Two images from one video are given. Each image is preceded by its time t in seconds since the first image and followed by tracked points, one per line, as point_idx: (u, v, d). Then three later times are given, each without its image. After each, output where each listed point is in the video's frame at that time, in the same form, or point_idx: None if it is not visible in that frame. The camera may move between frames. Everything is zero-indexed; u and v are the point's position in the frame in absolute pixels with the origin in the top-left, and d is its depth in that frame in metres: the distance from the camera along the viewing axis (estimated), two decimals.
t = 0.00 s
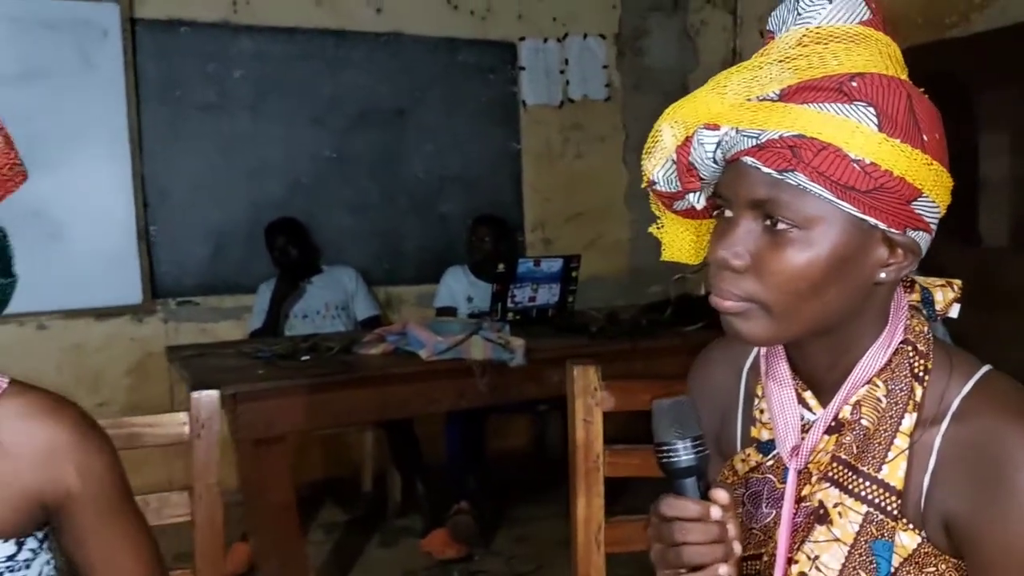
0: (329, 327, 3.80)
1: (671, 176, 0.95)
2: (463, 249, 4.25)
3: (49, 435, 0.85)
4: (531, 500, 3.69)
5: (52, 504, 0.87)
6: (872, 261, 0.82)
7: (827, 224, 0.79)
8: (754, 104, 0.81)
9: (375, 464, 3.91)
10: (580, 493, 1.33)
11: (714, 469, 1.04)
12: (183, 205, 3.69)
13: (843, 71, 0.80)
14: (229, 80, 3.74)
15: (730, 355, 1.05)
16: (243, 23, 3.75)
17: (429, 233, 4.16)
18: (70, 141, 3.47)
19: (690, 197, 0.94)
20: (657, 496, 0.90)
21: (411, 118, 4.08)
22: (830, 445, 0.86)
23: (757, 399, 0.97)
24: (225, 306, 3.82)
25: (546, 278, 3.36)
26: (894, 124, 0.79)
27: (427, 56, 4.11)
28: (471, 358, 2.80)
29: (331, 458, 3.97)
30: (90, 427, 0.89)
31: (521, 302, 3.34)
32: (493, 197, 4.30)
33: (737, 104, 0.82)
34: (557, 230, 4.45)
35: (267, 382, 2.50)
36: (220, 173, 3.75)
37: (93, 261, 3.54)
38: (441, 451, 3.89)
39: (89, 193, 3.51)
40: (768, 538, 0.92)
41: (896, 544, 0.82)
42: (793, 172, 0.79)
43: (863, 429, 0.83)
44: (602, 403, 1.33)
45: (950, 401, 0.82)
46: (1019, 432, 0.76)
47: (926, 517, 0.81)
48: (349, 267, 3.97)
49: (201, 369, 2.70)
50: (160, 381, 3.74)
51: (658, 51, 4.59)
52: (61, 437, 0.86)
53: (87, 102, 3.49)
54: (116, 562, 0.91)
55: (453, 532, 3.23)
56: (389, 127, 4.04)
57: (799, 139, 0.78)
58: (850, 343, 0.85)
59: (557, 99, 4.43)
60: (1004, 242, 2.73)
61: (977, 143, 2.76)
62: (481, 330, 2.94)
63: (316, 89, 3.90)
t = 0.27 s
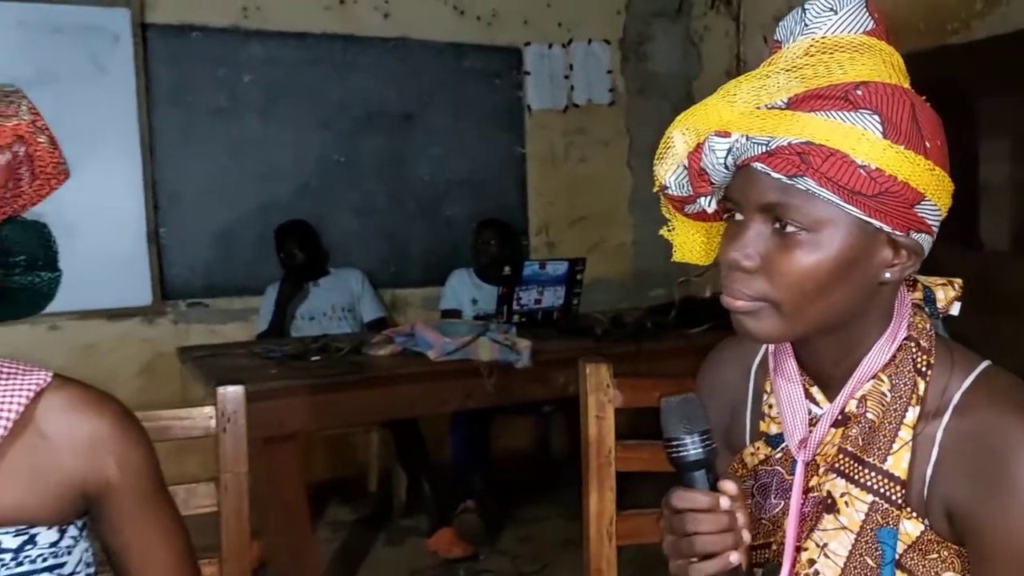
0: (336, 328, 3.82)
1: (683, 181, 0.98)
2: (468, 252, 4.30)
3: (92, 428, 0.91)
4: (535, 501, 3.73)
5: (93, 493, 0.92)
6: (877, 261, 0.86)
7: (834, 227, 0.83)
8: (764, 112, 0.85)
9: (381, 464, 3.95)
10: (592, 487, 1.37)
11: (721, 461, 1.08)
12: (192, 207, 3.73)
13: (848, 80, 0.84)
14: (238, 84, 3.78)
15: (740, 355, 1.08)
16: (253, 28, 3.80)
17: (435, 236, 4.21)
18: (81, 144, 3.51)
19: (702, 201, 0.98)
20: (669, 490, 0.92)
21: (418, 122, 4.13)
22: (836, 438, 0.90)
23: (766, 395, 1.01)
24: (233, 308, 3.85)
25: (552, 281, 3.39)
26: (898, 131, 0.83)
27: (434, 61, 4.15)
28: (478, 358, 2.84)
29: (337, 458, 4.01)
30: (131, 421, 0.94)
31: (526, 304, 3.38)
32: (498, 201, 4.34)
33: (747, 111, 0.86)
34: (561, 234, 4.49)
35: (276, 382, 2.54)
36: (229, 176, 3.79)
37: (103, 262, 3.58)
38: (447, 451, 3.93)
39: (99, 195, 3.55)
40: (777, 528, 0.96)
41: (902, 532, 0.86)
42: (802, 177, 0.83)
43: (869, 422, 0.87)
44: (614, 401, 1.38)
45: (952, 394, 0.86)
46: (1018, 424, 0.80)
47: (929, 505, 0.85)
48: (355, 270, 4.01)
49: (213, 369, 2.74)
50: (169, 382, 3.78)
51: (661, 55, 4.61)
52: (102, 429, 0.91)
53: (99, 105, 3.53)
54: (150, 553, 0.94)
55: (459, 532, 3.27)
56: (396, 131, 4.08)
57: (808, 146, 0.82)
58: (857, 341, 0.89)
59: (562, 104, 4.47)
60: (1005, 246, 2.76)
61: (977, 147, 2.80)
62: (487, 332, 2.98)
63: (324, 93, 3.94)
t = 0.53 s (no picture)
0: (342, 329, 3.85)
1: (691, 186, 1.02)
2: (473, 254, 4.33)
3: (128, 419, 0.95)
4: (539, 500, 3.77)
5: (128, 481, 0.96)
6: (878, 262, 0.90)
7: (837, 229, 0.87)
8: (770, 120, 0.89)
9: (386, 463, 3.99)
10: (601, 481, 1.43)
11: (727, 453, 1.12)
12: (200, 208, 3.77)
13: (850, 89, 0.88)
14: (246, 86, 3.83)
15: (746, 351, 1.11)
16: (261, 30, 3.85)
17: (439, 238, 4.25)
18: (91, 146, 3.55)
19: (710, 204, 1.02)
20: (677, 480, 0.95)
21: (423, 125, 4.17)
22: (839, 431, 0.94)
23: (770, 390, 1.05)
24: (240, 308, 3.89)
25: (556, 282, 3.43)
26: (898, 138, 0.87)
27: (439, 63, 4.19)
28: (485, 359, 2.89)
29: (343, 458, 4.04)
30: (163, 415, 0.98)
31: (531, 305, 3.42)
32: (503, 203, 4.38)
33: (754, 119, 0.90)
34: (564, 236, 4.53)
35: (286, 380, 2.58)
36: (237, 178, 3.83)
37: (112, 262, 3.62)
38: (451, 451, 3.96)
39: (108, 197, 3.59)
40: (781, 516, 1.01)
41: (900, 520, 0.89)
42: (806, 182, 0.86)
43: (869, 415, 0.91)
44: (622, 398, 1.43)
45: (948, 387, 0.90)
46: (1010, 416, 0.83)
47: (927, 494, 0.89)
48: (361, 271, 4.05)
49: (222, 369, 2.78)
50: (177, 381, 3.82)
51: (664, 58, 4.64)
52: (138, 421, 0.95)
53: (109, 107, 3.57)
54: (183, 535, 1.00)
55: (464, 530, 3.31)
56: (401, 133, 4.12)
57: (812, 152, 0.86)
58: (859, 338, 0.93)
59: (566, 106, 4.51)
60: (1004, 249, 2.79)
61: (976, 148, 2.84)
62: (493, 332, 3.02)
63: (331, 95, 3.98)
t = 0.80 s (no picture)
0: (351, 328, 3.89)
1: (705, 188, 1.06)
2: (479, 254, 4.37)
3: (163, 404, 1.00)
4: (544, 499, 3.79)
5: (163, 463, 1.01)
6: (885, 262, 0.93)
7: (845, 230, 0.91)
8: (781, 124, 0.92)
9: (392, 461, 4.02)
10: (612, 476, 1.47)
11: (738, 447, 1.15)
12: (210, 207, 3.81)
13: (858, 95, 0.91)
14: (257, 86, 3.86)
15: (757, 349, 1.14)
16: (270, 32, 3.88)
17: (447, 238, 4.28)
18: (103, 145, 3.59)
19: (722, 206, 1.05)
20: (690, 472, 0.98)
21: (431, 126, 4.20)
22: (847, 426, 0.97)
23: (780, 386, 1.08)
24: (250, 307, 3.93)
25: (563, 282, 3.46)
26: (905, 143, 0.90)
27: (447, 65, 4.23)
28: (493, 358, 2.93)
29: (350, 456, 4.08)
30: (196, 403, 1.04)
31: (538, 305, 3.45)
32: (509, 203, 4.41)
33: (765, 124, 0.93)
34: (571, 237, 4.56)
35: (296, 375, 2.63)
36: (248, 178, 3.87)
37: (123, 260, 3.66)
38: (458, 449, 4.00)
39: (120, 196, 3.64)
40: (790, 509, 1.04)
41: (906, 511, 0.92)
42: (816, 185, 0.89)
43: (876, 410, 0.94)
44: (632, 394, 1.47)
45: (953, 383, 0.93)
46: (1013, 411, 0.87)
47: (932, 487, 0.92)
48: (369, 270, 4.08)
49: (233, 366, 2.81)
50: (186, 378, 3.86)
51: (671, 61, 4.67)
52: (171, 407, 1.01)
53: (122, 107, 3.61)
54: (212, 521, 1.04)
55: (471, 527, 3.34)
56: (410, 134, 4.16)
57: (822, 156, 0.89)
58: (866, 335, 0.96)
59: (573, 108, 4.54)
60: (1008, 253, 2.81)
61: (981, 152, 2.87)
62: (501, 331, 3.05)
63: (340, 96, 4.02)
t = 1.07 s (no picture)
0: (362, 328, 3.92)
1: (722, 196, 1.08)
2: (489, 257, 4.39)
3: (194, 402, 1.02)
4: (554, 500, 3.82)
5: (192, 460, 1.03)
6: (900, 268, 0.95)
7: (861, 237, 0.93)
8: (797, 135, 0.94)
9: (403, 462, 4.05)
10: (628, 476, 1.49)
11: (755, 450, 1.17)
12: (223, 209, 3.84)
13: (872, 106, 0.94)
14: (269, 90, 3.90)
15: (771, 352, 1.17)
16: (283, 37, 3.92)
17: (457, 240, 4.31)
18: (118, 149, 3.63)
19: (739, 213, 1.07)
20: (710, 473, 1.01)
21: (442, 129, 4.23)
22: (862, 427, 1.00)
23: (796, 389, 1.10)
24: (262, 309, 3.96)
25: (573, 284, 3.48)
26: (918, 153, 0.93)
27: (457, 69, 4.26)
28: (504, 359, 2.95)
29: (361, 457, 4.10)
30: (225, 401, 1.05)
31: (548, 307, 3.48)
32: (519, 206, 4.44)
33: (781, 134, 0.96)
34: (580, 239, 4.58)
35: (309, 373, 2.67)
36: (261, 182, 3.90)
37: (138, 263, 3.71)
38: (468, 450, 4.02)
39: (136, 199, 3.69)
40: (806, 509, 1.06)
41: (920, 510, 0.95)
42: (832, 194, 0.92)
43: (891, 412, 0.96)
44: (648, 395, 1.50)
45: (966, 386, 0.95)
46: None
47: (945, 487, 0.94)
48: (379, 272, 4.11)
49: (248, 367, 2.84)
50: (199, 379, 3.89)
51: (680, 63, 4.69)
52: (200, 404, 1.03)
53: (136, 111, 3.65)
54: (242, 516, 1.07)
55: (482, 528, 3.36)
56: (420, 137, 4.19)
57: (837, 166, 0.92)
58: (881, 339, 0.98)
59: (582, 111, 4.57)
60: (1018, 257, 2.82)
61: (990, 156, 2.87)
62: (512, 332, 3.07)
63: (351, 100, 4.05)
